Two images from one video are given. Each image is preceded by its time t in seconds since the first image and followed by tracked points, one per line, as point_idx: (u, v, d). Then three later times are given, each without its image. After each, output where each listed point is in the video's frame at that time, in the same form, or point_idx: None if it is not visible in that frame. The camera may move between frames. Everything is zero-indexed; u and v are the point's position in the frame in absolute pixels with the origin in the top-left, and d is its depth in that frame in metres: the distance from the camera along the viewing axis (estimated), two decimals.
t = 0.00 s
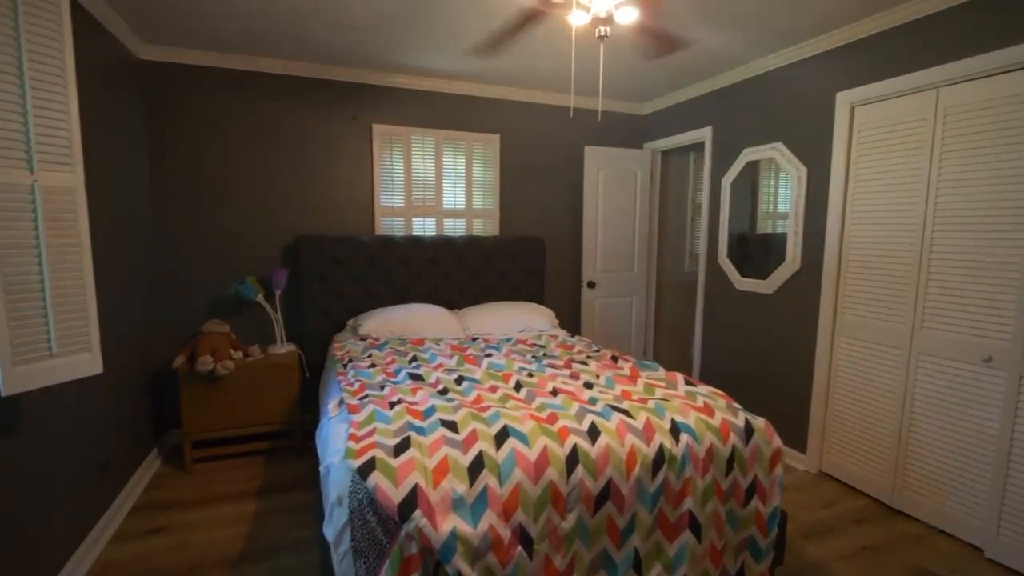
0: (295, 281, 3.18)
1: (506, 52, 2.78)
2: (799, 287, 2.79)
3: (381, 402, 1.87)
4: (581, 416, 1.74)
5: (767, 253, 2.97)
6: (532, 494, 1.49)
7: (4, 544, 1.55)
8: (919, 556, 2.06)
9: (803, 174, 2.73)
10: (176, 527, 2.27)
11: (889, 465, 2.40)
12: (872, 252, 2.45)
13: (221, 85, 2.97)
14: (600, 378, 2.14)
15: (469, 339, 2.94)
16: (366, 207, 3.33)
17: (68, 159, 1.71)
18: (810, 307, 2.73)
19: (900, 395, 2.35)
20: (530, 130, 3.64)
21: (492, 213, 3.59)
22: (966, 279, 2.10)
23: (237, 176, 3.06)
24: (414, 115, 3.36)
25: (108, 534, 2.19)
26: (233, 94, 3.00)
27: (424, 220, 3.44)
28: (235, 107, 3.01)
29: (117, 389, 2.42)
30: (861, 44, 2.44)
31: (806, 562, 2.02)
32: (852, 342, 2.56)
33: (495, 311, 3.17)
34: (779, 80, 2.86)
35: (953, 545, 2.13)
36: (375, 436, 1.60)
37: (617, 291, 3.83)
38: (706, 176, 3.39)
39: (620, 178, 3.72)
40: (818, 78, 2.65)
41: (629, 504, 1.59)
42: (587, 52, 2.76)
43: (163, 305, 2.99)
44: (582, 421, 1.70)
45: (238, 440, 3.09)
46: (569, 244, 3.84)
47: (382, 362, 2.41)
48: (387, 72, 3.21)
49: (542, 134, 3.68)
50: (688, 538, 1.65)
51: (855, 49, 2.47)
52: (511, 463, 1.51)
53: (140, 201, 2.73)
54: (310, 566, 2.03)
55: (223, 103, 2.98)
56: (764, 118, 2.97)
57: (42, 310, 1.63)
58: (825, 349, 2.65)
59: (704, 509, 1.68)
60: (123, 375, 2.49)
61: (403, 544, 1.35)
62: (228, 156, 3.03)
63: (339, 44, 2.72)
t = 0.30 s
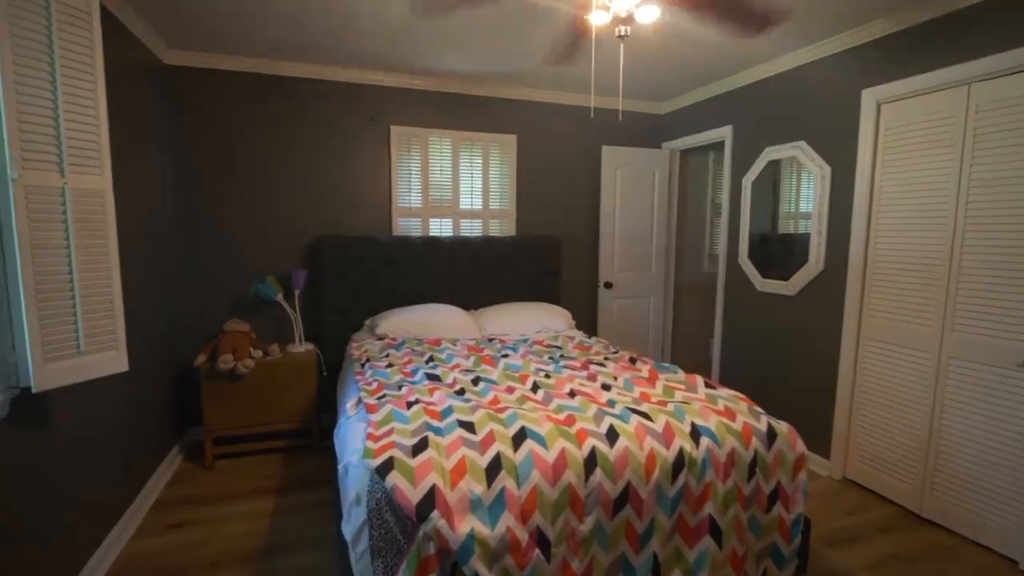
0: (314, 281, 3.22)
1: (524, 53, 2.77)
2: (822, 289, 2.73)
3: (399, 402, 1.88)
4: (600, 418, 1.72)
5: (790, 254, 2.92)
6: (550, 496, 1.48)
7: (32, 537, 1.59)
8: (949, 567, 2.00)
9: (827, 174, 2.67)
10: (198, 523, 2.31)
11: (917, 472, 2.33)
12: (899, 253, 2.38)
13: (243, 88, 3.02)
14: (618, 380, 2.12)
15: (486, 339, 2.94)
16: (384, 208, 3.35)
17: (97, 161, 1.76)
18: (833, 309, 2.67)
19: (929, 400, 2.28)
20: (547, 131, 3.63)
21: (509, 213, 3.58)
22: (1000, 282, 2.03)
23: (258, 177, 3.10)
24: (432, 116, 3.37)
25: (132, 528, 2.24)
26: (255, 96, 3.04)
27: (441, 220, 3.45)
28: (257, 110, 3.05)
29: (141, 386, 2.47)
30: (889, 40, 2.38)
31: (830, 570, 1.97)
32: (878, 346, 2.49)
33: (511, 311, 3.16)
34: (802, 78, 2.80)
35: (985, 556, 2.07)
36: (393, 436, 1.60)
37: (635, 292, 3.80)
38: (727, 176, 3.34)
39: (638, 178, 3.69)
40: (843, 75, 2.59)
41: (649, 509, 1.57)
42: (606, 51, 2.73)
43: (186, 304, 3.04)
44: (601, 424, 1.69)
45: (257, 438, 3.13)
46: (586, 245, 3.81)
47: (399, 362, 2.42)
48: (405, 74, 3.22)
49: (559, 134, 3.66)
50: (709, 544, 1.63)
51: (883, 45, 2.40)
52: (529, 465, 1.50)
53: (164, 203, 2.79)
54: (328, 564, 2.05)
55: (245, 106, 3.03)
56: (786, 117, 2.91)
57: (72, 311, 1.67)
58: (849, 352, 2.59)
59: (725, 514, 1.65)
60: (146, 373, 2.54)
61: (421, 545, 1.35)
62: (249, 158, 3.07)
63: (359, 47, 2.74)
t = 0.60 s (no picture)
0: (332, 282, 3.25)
1: (541, 54, 2.76)
2: (846, 292, 2.67)
3: (416, 404, 1.88)
4: (618, 422, 1.71)
5: (812, 257, 2.86)
6: (568, 500, 1.47)
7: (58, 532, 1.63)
8: None
9: (850, 175, 2.62)
10: (218, 520, 2.35)
11: (944, 481, 2.27)
12: (926, 257, 2.32)
13: (264, 92, 3.06)
14: (636, 384, 2.10)
15: (502, 341, 2.94)
16: (401, 210, 3.37)
17: (125, 166, 1.80)
18: (857, 313, 2.61)
19: (958, 407, 2.22)
20: (564, 132, 3.62)
21: (525, 215, 3.58)
22: None
23: (278, 180, 3.15)
24: (448, 118, 3.39)
25: (154, 525, 2.28)
26: (275, 100, 3.09)
27: (457, 222, 3.46)
28: (277, 114, 3.10)
29: (164, 385, 2.52)
30: (915, 38, 2.32)
31: None
32: (904, 351, 2.43)
33: (527, 314, 3.16)
34: (825, 77, 2.75)
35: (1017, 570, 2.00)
36: (411, 438, 1.61)
37: (652, 294, 3.76)
38: (747, 177, 3.29)
39: (655, 179, 3.66)
40: (867, 73, 2.54)
41: (668, 515, 1.55)
42: (624, 52, 2.71)
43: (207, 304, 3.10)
44: (619, 428, 1.67)
45: (276, 437, 3.18)
46: (603, 247, 3.79)
47: (416, 363, 2.43)
48: (423, 77, 3.24)
49: (576, 135, 3.64)
50: (729, 552, 1.60)
51: (909, 43, 2.35)
52: (546, 469, 1.49)
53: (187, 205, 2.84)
54: (345, 564, 2.06)
55: (266, 110, 3.08)
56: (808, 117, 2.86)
57: (99, 308, 1.71)
58: (873, 357, 2.53)
59: (746, 522, 1.62)
60: (169, 372, 2.59)
61: (438, 547, 1.35)
62: (270, 161, 3.12)
63: (377, 51, 2.77)
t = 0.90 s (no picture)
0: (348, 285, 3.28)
1: (557, 58, 2.76)
2: (868, 297, 2.61)
3: (431, 407, 1.89)
4: (634, 428, 1.69)
5: (832, 261, 2.81)
6: (584, 506, 1.46)
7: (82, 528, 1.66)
8: None
9: (872, 177, 2.57)
10: (236, 520, 2.38)
11: (971, 491, 2.21)
12: (952, 261, 2.27)
13: (283, 97, 3.11)
14: (652, 389, 2.07)
15: (516, 345, 2.94)
16: (417, 213, 3.39)
17: (149, 171, 1.84)
18: (880, 318, 2.56)
19: (986, 415, 2.15)
20: (579, 135, 3.61)
21: (539, 219, 3.58)
22: None
23: (296, 184, 3.19)
24: (464, 122, 3.40)
25: (173, 524, 2.32)
26: (293, 106, 3.13)
27: (472, 225, 3.48)
28: (296, 118, 3.14)
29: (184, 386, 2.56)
30: (939, 37, 2.27)
31: None
32: (929, 357, 2.37)
33: (542, 317, 3.15)
34: (846, 78, 2.71)
35: None
36: (426, 440, 1.61)
37: (667, 298, 3.73)
38: (765, 180, 3.25)
39: (672, 182, 3.63)
40: (891, 73, 2.48)
41: (685, 521, 1.53)
42: (641, 54, 2.70)
43: (227, 307, 3.15)
44: (635, 433, 1.65)
45: (292, 438, 3.21)
46: (618, 250, 3.77)
47: (431, 366, 2.44)
48: (438, 81, 3.26)
49: (591, 138, 3.63)
50: (748, 560, 1.57)
51: (933, 42, 2.30)
52: (562, 474, 1.48)
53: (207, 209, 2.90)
54: (359, 565, 2.07)
55: (284, 115, 3.13)
56: (829, 119, 2.81)
57: (123, 310, 1.74)
58: (896, 363, 2.48)
59: (765, 530, 1.60)
60: (189, 373, 2.63)
61: (453, 551, 1.35)
62: (288, 165, 3.16)
63: (394, 56, 2.80)
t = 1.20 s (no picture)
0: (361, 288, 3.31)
1: (569, 61, 2.77)
2: (886, 302, 2.57)
3: (444, 411, 1.89)
4: (648, 433, 1.68)
5: (850, 265, 2.77)
6: (596, 511, 1.45)
7: (100, 526, 1.69)
8: None
9: (891, 180, 2.52)
10: (250, 520, 2.40)
11: (993, 501, 2.15)
12: (973, 265, 2.22)
13: (298, 103, 3.15)
14: (666, 394, 2.06)
15: (528, 349, 2.93)
16: (429, 217, 3.41)
17: (165, 176, 1.87)
18: (899, 324, 2.51)
19: (1009, 423, 2.10)
20: (591, 138, 3.60)
21: (551, 222, 3.57)
22: None
23: (310, 188, 3.23)
24: (476, 126, 3.42)
25: (189, 524, 2.35)
26: (308, 111, 3.17)
27: (484, 229, 3.48)
28: (311, 124, 3.18)
29: (200, 388, 2.60)
30: (958, 37, 2.24)
31: None
32: (950, 363, 2.32)
33: (554, 321, 3.14)
34: (863, 79, 2.67)
35: None
36: (439, 444, 1.61)
37: (680, 302, 3.70)
38: (780, 183, 3.22)
39: (685, 185, 3.61)
40: (910, 74, 2.45)
41: (699, 528, 1.51)
42: (654, 57, 2.69)
43: (243, 309, 3.19)
44: (649, 439, 1.64)
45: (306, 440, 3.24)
46: (631, 254, 3.75)
47: (443, 369, 2.45)
48: (451, 85, 3.29)
49: (603, 141, 3.63)
50: (763, 568, 1.55)
51: (953, 42, 2.26)
52: (574, 479, 1.48)
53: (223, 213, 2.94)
54: (371, 568, 2.07)
55: (299, 121, 3.17)
56: (845, 121, 2.78)
57: (141, 312, 1.78)
58: (916, 370, 2.43)
59: (781, 538, 1.57)
60: (205, 375, 2.67)
61: (466, 555, 1.35)
62: (303, 169, 3.20)
63: (407, 61, 2.82)
